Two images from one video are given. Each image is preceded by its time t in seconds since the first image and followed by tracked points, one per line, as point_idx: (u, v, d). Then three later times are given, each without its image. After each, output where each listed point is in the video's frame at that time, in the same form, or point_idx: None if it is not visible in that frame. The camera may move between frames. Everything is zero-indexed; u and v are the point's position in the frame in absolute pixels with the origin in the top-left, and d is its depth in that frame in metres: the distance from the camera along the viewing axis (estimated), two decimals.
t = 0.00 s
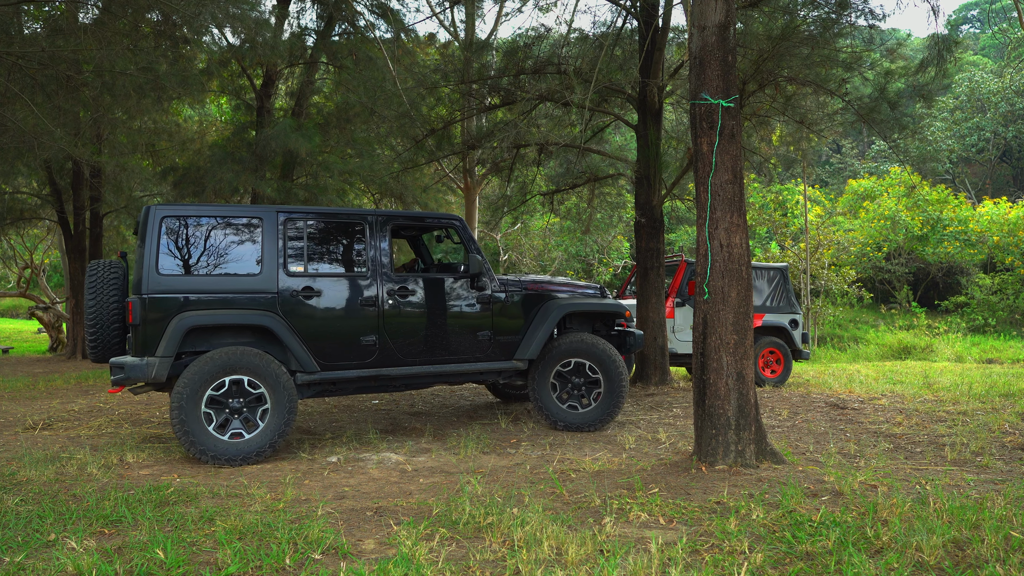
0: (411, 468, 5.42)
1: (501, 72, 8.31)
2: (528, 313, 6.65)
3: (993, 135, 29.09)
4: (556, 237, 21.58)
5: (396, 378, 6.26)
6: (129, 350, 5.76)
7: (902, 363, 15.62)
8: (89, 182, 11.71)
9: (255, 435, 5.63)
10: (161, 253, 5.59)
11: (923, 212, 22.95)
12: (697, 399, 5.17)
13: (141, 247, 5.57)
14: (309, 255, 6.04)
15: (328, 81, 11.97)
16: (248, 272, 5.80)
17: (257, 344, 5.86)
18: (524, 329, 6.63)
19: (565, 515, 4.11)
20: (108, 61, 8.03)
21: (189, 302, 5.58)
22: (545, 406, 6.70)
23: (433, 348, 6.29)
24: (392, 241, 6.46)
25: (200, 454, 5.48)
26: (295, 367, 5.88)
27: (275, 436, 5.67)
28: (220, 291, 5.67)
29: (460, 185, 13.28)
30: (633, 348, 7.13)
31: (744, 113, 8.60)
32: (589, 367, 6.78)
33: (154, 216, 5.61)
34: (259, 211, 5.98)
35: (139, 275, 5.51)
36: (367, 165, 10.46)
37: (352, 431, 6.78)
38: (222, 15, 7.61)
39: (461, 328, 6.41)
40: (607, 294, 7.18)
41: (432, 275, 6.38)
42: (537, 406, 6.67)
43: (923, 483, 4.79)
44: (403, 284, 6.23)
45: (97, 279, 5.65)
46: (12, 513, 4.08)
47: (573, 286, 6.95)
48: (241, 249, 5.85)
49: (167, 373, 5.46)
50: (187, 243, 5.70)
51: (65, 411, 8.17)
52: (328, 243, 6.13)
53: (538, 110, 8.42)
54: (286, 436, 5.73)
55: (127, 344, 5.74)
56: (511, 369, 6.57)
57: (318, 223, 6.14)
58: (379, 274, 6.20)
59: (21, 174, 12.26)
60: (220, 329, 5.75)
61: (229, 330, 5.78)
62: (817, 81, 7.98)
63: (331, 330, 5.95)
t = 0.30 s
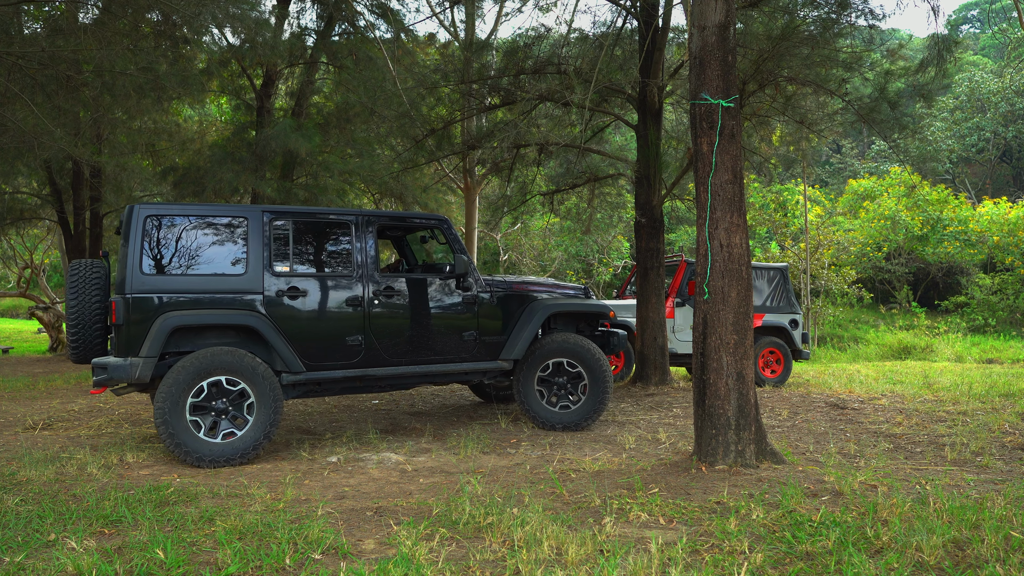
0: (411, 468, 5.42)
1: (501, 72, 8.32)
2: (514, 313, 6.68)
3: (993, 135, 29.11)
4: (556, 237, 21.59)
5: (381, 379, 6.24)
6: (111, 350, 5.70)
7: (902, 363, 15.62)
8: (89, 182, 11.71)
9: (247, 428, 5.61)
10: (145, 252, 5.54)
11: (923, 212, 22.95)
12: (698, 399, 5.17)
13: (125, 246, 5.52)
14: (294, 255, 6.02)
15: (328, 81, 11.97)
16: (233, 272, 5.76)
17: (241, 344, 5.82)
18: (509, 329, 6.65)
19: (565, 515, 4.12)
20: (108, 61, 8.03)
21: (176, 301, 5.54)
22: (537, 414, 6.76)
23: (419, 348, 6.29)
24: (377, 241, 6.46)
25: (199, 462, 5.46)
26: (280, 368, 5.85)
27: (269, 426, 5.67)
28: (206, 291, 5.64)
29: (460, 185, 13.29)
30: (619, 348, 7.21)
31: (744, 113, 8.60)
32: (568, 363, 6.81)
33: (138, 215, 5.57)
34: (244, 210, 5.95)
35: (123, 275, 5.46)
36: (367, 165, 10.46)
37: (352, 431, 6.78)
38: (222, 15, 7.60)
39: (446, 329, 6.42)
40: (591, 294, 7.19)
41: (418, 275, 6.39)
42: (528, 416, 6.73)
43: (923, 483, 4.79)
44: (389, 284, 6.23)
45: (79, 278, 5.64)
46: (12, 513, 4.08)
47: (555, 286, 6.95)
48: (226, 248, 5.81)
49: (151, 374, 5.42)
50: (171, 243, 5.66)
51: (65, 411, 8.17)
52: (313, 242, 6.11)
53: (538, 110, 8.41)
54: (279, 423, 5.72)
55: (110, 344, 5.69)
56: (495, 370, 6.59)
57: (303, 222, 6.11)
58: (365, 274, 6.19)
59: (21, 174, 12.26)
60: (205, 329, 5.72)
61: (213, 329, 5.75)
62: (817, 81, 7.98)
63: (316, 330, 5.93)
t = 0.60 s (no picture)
0: (411, 468, 5.42)
1: (501, 72, 8.32)
2: (497, 313, 6.70)
3: (993, 135, 29.14)
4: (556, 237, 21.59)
5: (364, 379, 6.22)
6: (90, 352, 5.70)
7: (903, 363, 15.62)
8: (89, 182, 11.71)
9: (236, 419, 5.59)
10: (126, 252, 5.50)
11: (923, 212, 22.95)
12: (698, 399, 5.16)
13: (104, 246, 5.47)
14: (277, 255, 5.99)
15: (328, 81, 11.96)
16: (215, 272, 5.73)
17: (223, 344, 5.79)
18: (492, 330, 6.67)
19: (566, 515, 4.12)
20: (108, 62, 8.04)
21: (159, 301, 5.51)
22: (536, 420, 6.79)
23: (403, 348, 6.30)
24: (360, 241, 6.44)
25: (198, 464, 5.46)
26: (263, 368, 5.83)
27: (257, 412, 5.66)
28: (189, 291, 5.61)
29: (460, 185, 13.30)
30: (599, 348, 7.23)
31: (744, 113, 8.60)
32: (546, 362, 6.87)
33: (118, 215, 5.54)
34: (226, 210, 5.92)
35: (104, 274, 5.41)
36: (368, 165, 10.47)
37: (353, 431, 6.78)
38: (222, 15, 7.60)
39: (429, 329, 6.43)
40: (574, 295, 7.23)
41: (400, 275, 6.39)
42: (528, 424, 6.74)
43: (923, 483, 4.79)
44: (372, 284, 6.23)
45: (57, 278, 5.62)
46: (12, 512, 4.08)
47: (537, 287, 6.99)
48: (208, 248, 5.78)
49: (133, 374, 5.37)
50: (152, 242, 5.62)
51: (65, 411, 8.17)
52: (296, 242, 6.08)
53: (538, 110, 8.41)
54: (265, 408, 5.71)
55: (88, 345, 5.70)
56: (479, 369, 6.61)
57: (285, 222, 6.08)
58: (348, 274, 6.18)
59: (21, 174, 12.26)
60: (187, 328, 5.68)
61: (196, 329, 5.71)
62: (817, 81, 7.99)
63: (300, 329, 5.91)
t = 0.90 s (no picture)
0: (411, 468, 5.42)
1: (501, 72, 8.33)
2: (481, 313, 6.72)
3: (993, 135, 29.15)
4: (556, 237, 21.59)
5: (348, 378, 6.20)
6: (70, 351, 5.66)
7: (903, 363, 15.62)
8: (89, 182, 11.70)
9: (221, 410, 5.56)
10: (107, 251, 5.44)
11: (923, 212, 22.94)
12: (698, 399, 5.16)
13: (85, 244, 5.42)
14: (261, 254, 5.95)
15: (328, 81, 11.95)
16: (198, 271, 5.69)
17: (205, 343, 5.76)
18: (476, 330, 6.69)
19: (566, 515, 4.12)
20: (108, 61, 8.04)
21: (144, 300, 5.46)
22: (534, 420, 6.83)
23: (388, 348, 6.29)
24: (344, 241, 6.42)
25: (197, 462, 5.48)
26: (247, 367, 5.79)
27: (241, 399, 5.62)
28: (172, 290, 5.56)
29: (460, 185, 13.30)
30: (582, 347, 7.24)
31: (744, 113, 8.61)
32: (521, 362, 6.87)
33: (100, 212, 5.48)
34: (209, 208, 5.88)
35: (85, 273, 5.35)
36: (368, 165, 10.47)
37: (352, 431, 6.78)
38: (222, 15, 7.59)
39: (414, 329, 6.42)
40: (557, 294, 7.29)
41: (385, 275, 6.36)
42: (527, 425, 6.76)
43: (923, 483, 4.79)
44: (357, 283, 6.21)
45: (36, 277, 5.53)
46: (12, 513, 4.08)
47: (520, 287, 7.01)
48: (190, 247, 5.74)
49: (114, 374, 5.31)
50: (135, 241, 5.56)
51: (65, 411, 8.17)
52: (279, 241, 6.05)
53: (538, 110, 8.41)
54: (248, 394, 5.66)
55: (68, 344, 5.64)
56: (463, 369, 6.63)
57: (269, 221, 6.05)
58: (332, 273, 6.15)
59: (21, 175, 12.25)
60: (169, 327, 5.64)
61: (178, 328, 5.68)
62: (817, 81, 7.99)
63: (284, 329, 5.88)
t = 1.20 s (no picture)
0: (411, 467, 5.42)
1: (501, 72, 8.34)
2: (466, 313, 6.74)
3: (993, 135, 29.16)
4: (556, 237, 21.58)
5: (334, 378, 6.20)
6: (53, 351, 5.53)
7: (903, 363, 15.62)
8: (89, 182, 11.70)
9: (206, 402, 5.54)
10: (91, 250, 5.42)
11: (923, 212, 22.93)
12: (697, 399, 5.16)
13: (69, 243, 5.38)
14: (246, 253, 5.94)
15: (328, 81, 11.94)
16: (183, 270, 5.68)
17: (190, 343, 5.74)
18: (462, 330, 6.71)
19: (565, 515, 4.12)
20: (108, 61, 8.04)
21: (129, 300, 5.44)
22: (534, 416, 6.86)
23: (374, 347, 6.29)
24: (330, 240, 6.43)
25: (196, 457, 5.50)
26: (233, 367, 5.78)
27: (224, 388, 5.60)
28: (159, 289, 5.55)
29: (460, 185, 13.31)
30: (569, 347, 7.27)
31: (744, 113, 8.62)
32: (501, 367, 6.89)
33: (83, 211, 5.45)
34: (194, 207, 5.87)
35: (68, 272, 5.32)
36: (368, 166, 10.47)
37: (353, 431, 6.78)
38: (222, 15, 7.59)
39: (400, 329, 6.44)
40: (542, 294, 7.35)
41: (371, 275, 6.38)
42: (527, 423, 6.79)
43: (923, 483, 4.79)
44: (342, 282, 6.21)
45: (19, 276, 5.44)
46: (12, 512, 4.08)
47: (505, 287, 7.06)
48: (175, 246, 5.72)
49: (98, 374, 5.28)
50: (118, 241, 5.54)
51: (65, 411, 8.16)
52: (265, 240, 6.05)
53: (538, 110, 8.42)
54: (230, 382, 5.62)
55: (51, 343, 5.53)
56: (449, 368, 6.63)
57: (254, 220, 6.05)
58: (318, 272, 6.15)
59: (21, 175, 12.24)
60: (153, 327, 5.62)
61: (162, 328, 5.66)
62: (817, 81, 7.99)
63: (271, 328, 5.88)
